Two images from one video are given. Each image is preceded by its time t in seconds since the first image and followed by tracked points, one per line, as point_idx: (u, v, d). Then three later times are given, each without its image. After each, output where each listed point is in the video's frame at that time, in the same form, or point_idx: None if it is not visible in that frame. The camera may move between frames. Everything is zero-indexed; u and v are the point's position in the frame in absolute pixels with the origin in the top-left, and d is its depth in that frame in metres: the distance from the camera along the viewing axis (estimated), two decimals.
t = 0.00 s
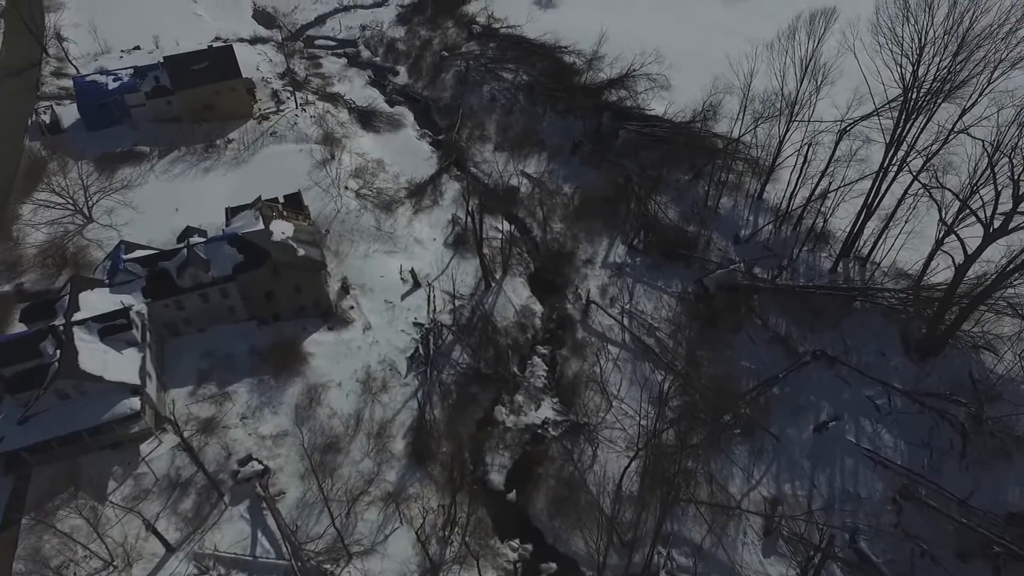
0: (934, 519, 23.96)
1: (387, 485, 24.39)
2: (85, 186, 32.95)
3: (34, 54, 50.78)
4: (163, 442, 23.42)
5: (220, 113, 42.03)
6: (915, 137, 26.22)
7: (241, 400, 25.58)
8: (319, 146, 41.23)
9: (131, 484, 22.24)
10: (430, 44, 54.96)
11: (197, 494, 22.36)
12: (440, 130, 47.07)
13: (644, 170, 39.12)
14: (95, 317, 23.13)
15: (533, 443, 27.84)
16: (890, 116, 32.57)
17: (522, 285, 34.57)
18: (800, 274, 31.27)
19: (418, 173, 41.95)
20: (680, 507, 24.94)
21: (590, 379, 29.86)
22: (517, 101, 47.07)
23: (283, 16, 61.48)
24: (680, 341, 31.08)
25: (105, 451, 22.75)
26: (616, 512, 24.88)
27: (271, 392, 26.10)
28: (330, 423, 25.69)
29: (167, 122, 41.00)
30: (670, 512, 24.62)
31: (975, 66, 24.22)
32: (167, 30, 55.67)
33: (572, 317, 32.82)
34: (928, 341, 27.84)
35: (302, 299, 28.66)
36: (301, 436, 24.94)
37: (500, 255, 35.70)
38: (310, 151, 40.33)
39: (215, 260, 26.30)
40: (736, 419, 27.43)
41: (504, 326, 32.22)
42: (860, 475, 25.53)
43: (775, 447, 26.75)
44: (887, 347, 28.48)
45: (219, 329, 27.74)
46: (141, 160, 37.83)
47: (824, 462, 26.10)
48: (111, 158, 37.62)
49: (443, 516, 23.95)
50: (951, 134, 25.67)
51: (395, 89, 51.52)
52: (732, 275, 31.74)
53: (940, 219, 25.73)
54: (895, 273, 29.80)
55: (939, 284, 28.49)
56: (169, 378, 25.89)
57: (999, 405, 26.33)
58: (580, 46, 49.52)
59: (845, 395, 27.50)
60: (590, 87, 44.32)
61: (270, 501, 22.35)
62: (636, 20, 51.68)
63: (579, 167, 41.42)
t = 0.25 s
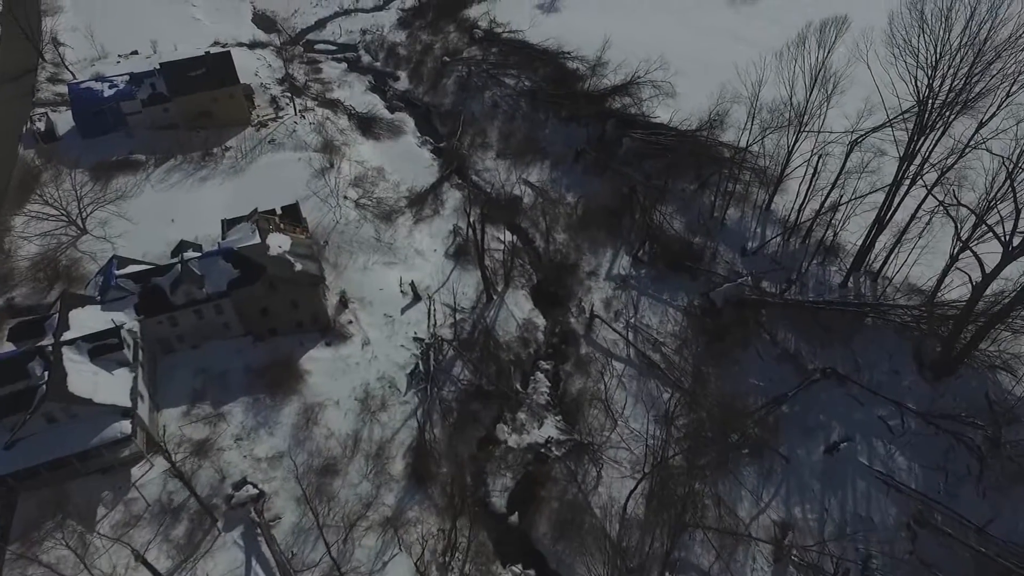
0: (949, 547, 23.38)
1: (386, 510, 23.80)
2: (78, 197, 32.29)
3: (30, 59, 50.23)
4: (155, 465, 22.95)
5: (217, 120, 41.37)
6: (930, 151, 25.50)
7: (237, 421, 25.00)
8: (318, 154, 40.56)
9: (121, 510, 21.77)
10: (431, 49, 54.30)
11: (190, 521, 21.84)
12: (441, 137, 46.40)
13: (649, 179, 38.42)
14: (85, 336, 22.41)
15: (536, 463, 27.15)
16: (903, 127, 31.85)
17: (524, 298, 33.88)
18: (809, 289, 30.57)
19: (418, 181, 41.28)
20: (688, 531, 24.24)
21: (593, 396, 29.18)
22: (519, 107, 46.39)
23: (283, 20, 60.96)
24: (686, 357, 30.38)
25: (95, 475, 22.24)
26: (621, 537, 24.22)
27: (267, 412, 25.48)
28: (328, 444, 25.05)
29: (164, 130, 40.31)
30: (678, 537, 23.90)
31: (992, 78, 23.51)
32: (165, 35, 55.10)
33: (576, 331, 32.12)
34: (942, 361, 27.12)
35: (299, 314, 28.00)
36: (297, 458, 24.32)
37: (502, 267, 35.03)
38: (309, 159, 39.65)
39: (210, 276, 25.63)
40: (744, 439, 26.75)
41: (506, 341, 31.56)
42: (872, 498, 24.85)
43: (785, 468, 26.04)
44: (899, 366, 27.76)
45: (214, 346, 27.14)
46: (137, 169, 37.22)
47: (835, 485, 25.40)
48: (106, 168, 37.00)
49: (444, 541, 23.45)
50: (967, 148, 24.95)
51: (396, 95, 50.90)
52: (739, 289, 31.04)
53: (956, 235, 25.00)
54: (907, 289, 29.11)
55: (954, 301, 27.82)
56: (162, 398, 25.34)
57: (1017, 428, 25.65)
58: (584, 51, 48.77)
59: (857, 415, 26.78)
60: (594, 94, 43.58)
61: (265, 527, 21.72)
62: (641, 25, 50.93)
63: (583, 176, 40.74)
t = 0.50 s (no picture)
0: None
1: (385, 536, 23.17)
2: (72, 209, 31.63)
3: (27, 65, 49.79)
4: (146, 491, 22.17)
5: (216, 127, 40.69)
6: (947, 166, 24.70)
7: (231, 443, 24.34)
8: (318, 163, 39.90)
9: (111, 538, 21.12)
10: (433, 54, 53.59)
11: (182, 549, 21.16)
12: (443, 144, 45.67)
13: (654, 189, 37.67)
14: (75, 357, 21.74)
15: (539, 485, 26.41)
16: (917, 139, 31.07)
17: (527, 311, 33.08)
18: (820, 305, 29.85)
19: (419, 190, 40.58)
20: (695, 559, 23.56)
21: (598, 416, 28.44)
22: (522, 114, 45.65)
23: (284, 24, 60.75)
24: (694, 374, 29.62)
25: (85, 502, 21.55)
26: (626, 564, 23.61)
27: (262, 433, 24.82)
28: (325, 467, 24.40)
29: (161, 138, 39.64)
30: (684, 566, 23.30)
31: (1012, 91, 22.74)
32: (165, 40, 54.54)
33: (580, 347, 31.36)
34: (959, 383, 26.36)
35: (297, 331, 27.28)
36: (294, 482, 23.71)
37: (505, 279, 34.30)
38: (308, 169, 38.94)
39: (205, 293, 24.95)
40: (754, 462, 26.01)
41: (509, 357, 30.81)
42: (887, 524, 24.12)
43: (796, 492, 25.30)
44: (914, 387, 27.02)
45: (209, 365, 26.45)
46: (133, 178, 36.56)
47: (849, 510, 24.66)
48: (101, 177, 36.36)
49: (444, 568, 22.79)
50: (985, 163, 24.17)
51: (397, 101, 50.21)
52: (747, 304, 30.32)
53: (974, 252, 24.20)
54: (921, 306, 28.43)
55: (970, 320, 27.14)
56: (154, 420, 24.65)
57: None
58: (588, 57, 47.99)
59: (870, 438, 26.05)
60: (598, 101, 42.81)
61: (259, 556, 21.08)
62: (646, 31, 50.13)
63: (587, 185, 40.01)
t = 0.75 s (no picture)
0: None
1: (385, 564, 22.65)
2: (67, 221, 30.96)
3: (25, 70, 49.20)
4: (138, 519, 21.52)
5: (214, 135, 39.99)
6: (968, 182, 23.93)
7: (227, 468, 23.75)
8: (318, 172, 39.23)
9: (101, 569, 20.60)
10: (436, 59, 52.90)
11: None
12: (446, 152, 44.97)
13: (661, 201, 36.92)
14: (64, 381, 20.97)
15: (543, 508, 25.63)
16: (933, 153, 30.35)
17: (531, 326, 32.30)
18: (832, 323, 29.12)
19: (421, 200, 39.90)
20: None
21: (604, 436, 27.66)
22: (526, 121, 44.92)
23: (285, 27, 60.38)
24: (702, 393, 28.87)
25: (74, 531, 20.93)
26: None
27: (259, 456, 24.22)
28: (324, 491, 23.85)
29: (159, 146, 38.99)
30: None
31: None
32: (164, 44, 53.98)
33: (585, 364, 30.57)
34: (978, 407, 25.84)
35: (295, 348, 26.54)
36: (291, 507, 23.19)
37: (508, 293, 33.56)
38: (308, 178, 38.23)
39: (200, 312, 24.27)
40: (765, 486, 25.32)
41: (512, 375, 30.02)
42: (903, 554, 23.54)
43: (808, 518, 24.63)
44: (931, 411, 26.47)
45: (204, 384, 25.75)
46: (130, 188, 35.87)
47: (863, 538, 24.04)
48: (98, 187, 35.68)
49: None
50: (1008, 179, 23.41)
51: (399, 108, 49.53)
52: (757, 321, 29.54)
53: (996, 273, 23.43)
54: (938, 326, 27.82)
55: (989, 341, 26.65)
56: (147, 443, 24.01)
57: None
58: (594, 63, 47.22)
59: (886, 463, 25.47)
60: (604, 109, 42.01)
61: None
62: (653, 37, 49.39)
63: (592, 195, 39.27)
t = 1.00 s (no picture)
0: None
1: None
2: (60, 235, 30.26)
3: (22, 75, 48.66)
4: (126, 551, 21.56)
5: (213, 144, 39.27)
6: (990, 200, 23.17)
7: (221, 496, 23.23)
8: (318, 183, 38.51)
9: None
10: (438, 65, 52.19)
11: None
12: (448, 161, 44.24)
13: (668, 213, 36.10)
14: (53, 408, 20.40)
15: (548, 535, 24.90)
16: (949, 167, 29.58)
17: (535, 343, 31.48)
18: (846, 343, 28.36)
19: (423, 211, 39.20)
20: None
21: (610, 459, 26.87)
22: (529, 129, 44.18)
23: (285, 32, 60.29)
24: (711, 414, 28.08)
25: (61, 563, 20.67)
26: None
27: (254, 483, 23.65)
28: (321, 520, 23.30)
29: (156, 156, 38.26)
30: None
31: None
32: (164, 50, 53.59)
33: (591, 383, 29.79)
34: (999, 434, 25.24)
35: (292, 368, 25.80)
36: (287, 535, 22.78)
37: (512, 308, 32.81)
38: (307, 189, 37.46)
39: (193, 333, 23.51)
40: (777, 513, 24.67)
41: (516, 394, 29.19)
42: None
43: (821, 547, 24.04)
44: (949, 436, 25.80)
45: (198, 406, 25.06)
46: (126, 199, 35.16)
47: (879, 569, 23.46)
48: (92, 197, 34.97)
49: None
50: None
51: (400, 114, 48.78)
52: (768, 340, 28.71)
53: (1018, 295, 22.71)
54: (955, 347, 27.18)
55: (1008, 364, 26.07)
56: (140, 470, 23.44)
57: None
58: (599, 71, 46.45)
59: (903, 490, 24.79)
60: (609, 117, 41.17)
61: None
62: (659, 45, 48.76)
63: (598, 206, 38.49)
